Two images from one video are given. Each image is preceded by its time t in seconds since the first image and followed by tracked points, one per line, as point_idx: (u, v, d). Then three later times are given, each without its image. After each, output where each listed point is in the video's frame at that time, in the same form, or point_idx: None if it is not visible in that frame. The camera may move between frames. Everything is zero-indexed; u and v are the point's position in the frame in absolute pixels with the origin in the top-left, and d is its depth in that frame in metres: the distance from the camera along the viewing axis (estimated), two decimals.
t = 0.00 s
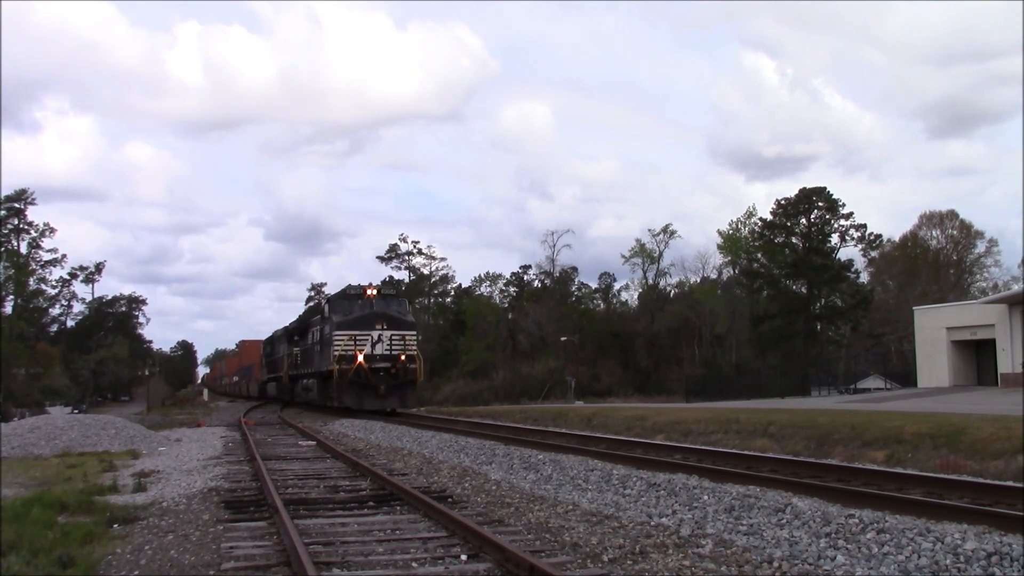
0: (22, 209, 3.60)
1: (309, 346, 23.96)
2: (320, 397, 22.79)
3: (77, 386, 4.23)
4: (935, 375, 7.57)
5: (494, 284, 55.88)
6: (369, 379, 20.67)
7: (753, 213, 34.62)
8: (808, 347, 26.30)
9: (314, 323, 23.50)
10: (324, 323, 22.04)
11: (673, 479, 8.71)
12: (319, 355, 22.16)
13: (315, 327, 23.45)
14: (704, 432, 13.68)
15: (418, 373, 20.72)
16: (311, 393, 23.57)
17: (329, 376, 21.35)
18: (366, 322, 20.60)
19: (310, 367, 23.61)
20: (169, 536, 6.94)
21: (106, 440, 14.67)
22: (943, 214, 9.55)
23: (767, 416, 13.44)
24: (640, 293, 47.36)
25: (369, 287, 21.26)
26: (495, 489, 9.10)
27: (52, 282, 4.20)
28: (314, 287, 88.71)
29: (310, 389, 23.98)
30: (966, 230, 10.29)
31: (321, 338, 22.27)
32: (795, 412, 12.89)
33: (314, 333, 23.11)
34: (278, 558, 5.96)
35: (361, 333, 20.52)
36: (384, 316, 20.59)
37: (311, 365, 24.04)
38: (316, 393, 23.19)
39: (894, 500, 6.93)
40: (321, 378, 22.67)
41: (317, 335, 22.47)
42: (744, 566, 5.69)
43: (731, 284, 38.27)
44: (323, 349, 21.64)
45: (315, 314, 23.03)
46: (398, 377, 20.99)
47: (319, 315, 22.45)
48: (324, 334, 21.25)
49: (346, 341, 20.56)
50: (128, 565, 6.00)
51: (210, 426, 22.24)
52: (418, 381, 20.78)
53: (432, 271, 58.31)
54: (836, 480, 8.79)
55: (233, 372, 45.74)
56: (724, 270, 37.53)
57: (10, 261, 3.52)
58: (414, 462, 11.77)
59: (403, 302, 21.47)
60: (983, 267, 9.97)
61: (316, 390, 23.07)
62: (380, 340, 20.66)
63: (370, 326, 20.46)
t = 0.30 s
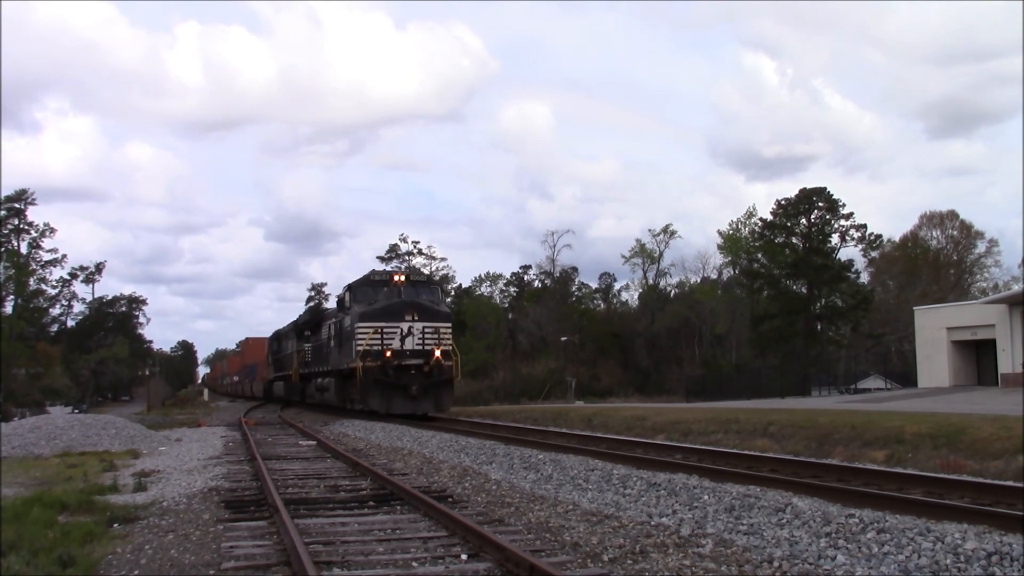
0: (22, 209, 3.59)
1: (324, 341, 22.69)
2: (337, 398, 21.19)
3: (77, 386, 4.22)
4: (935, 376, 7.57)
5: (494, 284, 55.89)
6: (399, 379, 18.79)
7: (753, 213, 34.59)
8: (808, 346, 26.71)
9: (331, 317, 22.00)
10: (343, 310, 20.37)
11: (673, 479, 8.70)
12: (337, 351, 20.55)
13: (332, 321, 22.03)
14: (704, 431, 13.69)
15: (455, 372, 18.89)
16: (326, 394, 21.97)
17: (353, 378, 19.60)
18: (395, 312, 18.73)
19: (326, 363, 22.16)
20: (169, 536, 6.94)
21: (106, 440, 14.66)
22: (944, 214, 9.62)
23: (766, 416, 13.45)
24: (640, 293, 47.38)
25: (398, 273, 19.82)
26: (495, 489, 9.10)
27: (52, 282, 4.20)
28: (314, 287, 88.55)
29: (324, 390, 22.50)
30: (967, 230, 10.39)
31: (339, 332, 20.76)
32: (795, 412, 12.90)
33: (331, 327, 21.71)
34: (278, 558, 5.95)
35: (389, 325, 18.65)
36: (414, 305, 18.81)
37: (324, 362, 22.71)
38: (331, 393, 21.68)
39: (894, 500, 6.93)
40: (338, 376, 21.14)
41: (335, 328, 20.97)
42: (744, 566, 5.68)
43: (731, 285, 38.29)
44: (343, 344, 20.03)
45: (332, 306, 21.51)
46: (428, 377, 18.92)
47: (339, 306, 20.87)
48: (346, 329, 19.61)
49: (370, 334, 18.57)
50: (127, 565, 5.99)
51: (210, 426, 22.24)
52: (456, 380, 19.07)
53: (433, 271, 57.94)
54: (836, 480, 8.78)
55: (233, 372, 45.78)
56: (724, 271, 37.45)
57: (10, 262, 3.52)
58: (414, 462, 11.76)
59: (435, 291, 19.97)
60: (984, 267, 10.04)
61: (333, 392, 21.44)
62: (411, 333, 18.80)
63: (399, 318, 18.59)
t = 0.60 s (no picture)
0: (22, 209, 3.59)
1: (345, 334, 21.30)
2: (365, 398, 19.57)
3: (77, 386, 4.23)
4: (935, 376, 7.57)
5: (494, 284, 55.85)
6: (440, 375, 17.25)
7: (753, 213, 34.47)
8: (809, 346, 26.02)
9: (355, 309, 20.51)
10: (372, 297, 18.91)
11: (673, 479, 8.71)
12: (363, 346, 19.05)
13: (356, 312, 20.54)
14: (703, 432, 13.71)
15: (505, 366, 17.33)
16: (350, 394, 20.35)
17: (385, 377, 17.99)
18: (433, 297, 17.15)
19: (348, 360, 20.64)
20: (170, 536, 6.94)
21: (106, 440, 14.66)
22: (944, 215, 9.64)
23: (766, 416, 13.45)
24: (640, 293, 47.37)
25: (434, 253, 18.17)
26: (495, 489, 9.11)
27: (52, 282, 4.19)
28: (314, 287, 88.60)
29: (346, 390, 20.91)
30: (966, 230, 10.44)
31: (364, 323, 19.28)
32: (795, 413, 12.90)
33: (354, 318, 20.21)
34: (278, 558, 5.96)
35: (427, 313, 17.12)
36: (454, 291, 17.23)
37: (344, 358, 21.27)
38: (357, 393, 20.10)
39: (893, 501, 6.93)
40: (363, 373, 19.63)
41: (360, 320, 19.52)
42: (744, 565, 5.69)
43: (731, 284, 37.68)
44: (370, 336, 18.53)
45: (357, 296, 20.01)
46: (473, 377, 17.37)
47: (364, 293, 19.40)
48: (375, 319, 17.99)
49: (405, 323, 17.07)
50: (127, 565, 6.00)
51: (210, 426, 22.24)
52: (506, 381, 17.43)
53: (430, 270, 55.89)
54: (836, 480, 8.79)
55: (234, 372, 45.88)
56: (724, 271, 37.32)
57: (10, 262, 3.52)
58: (414, 462, 11.77)
59: (477, 275, 18.32)
60: (984, 267, 10.04)
61: (358, 393, 19.86)
62: (451, 323, 17.21)
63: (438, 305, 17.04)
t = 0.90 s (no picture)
0: (22, 208, 3.58)
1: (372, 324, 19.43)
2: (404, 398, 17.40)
3: (78, 386, 4.22)
4: (935, 376, 7.58)
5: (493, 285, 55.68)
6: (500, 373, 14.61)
7: (753, 213, 34.40)
8: (808, 346, 26.10)
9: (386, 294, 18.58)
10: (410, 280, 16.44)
11: (673, 479, 8.71)
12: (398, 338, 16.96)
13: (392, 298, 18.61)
14: (703, 432, 13.71)
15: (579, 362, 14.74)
16: (383, 394, 18.28)
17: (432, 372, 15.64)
18: (489, 276, 14.79)
19: (377, 353, 18.59)
20: (170, 536, 6.94)
21: (106, 440, 14.66)
22: (944, 214, 9.66)
23: (766, 416, 13.46)
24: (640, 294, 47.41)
25: (486, 225, 15.93)
26: (495, 489, 9.11)
27: (52, 282, 4.19)
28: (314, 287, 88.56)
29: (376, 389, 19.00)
30: (967, 230, 10.47)
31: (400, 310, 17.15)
32: (795, 413, 12.91)
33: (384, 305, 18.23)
34: (278, 558, 5.96)
35: (481, 295, 14.72)
36: (513, 269, 14.83)
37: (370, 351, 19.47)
38: (389, 390, 18.11)
39: (893, 501, 6.93)
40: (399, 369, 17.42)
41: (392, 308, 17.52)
42: (744, 565, 5.69)
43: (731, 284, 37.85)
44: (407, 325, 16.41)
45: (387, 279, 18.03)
46: (540, 375, 14.71)
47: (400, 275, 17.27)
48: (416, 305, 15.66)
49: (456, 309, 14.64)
50: (128, 565, 6.00)
51: (211, 426, 22.26)
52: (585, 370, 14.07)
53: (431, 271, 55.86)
54: (836, 480, 8.79)
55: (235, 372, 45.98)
56: (724, 271, 37.31)
57: (11, 262, 3.52)
58: (414, 462, 11.76)
59: (537, 252, 16.17)
60: (984, 267, 10.03)
61: (393, 391, 17.85)
62: (511, 309, 14.73)
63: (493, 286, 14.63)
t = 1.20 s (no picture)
0: (22, 209, 3.58)
1: (408, 311, 17.48)
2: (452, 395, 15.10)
3: (77, 386, 4.22)
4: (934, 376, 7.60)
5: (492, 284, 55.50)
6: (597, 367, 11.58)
7: (752, 213, 34.29)
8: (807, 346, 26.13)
9: (429, 276, 16.13)
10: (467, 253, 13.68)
11: (673, 479, 8.70)
12: (453, 322, 14.50)
13: (434, 282, 15.74)
14: (704, 431, 13.70)
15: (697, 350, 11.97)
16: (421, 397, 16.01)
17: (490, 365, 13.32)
18: (574, 241, 12.01)
19: (416, 344, 16.59)
20: (169, 536, 6.93)
21: (106, 440, 14.65)
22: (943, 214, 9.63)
23: (766, 416, 13.45)
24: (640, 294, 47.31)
25: (566, 179, 13.14)
26: (495, 489, 9.10)
27: (52, 282, 4.19)
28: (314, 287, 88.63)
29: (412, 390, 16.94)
30: (966, 230, 10.46)
31: (450, 290, 14.76)
32: (795, 413, 12.90)
33: (427, 287, 16.12)
34: (278, 558, 5.96)
35: (569, 267, 11.89)
36: (608, 234, 12.06)
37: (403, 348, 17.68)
38: (426, 388, 15.87)
39: (893, 501, 6.93)
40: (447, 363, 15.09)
41: (439, 289, 15.40)
42: (744, 565, 5.69)
43: (731, 285, 38.03)
44: (466, 310, 13.82)
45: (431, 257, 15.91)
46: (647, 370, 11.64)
47: (453, 249, 14.54)
48: (487, 282, 12.68)
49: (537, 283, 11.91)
50: (127, 565, 6.00)
51: (210, 426, 22.25)
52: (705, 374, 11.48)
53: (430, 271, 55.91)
54: (836, 480, 8.78)
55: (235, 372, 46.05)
56: (724, 271, 37.19)
57: (10, 262, 3.52)
58: (414, 462, 11.76)
59: (628, 214, 13.28)
60: (983, 267, 10.02)
61: (429, 388, 15.67)
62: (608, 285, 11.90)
63: (586, 255, 11.89)
